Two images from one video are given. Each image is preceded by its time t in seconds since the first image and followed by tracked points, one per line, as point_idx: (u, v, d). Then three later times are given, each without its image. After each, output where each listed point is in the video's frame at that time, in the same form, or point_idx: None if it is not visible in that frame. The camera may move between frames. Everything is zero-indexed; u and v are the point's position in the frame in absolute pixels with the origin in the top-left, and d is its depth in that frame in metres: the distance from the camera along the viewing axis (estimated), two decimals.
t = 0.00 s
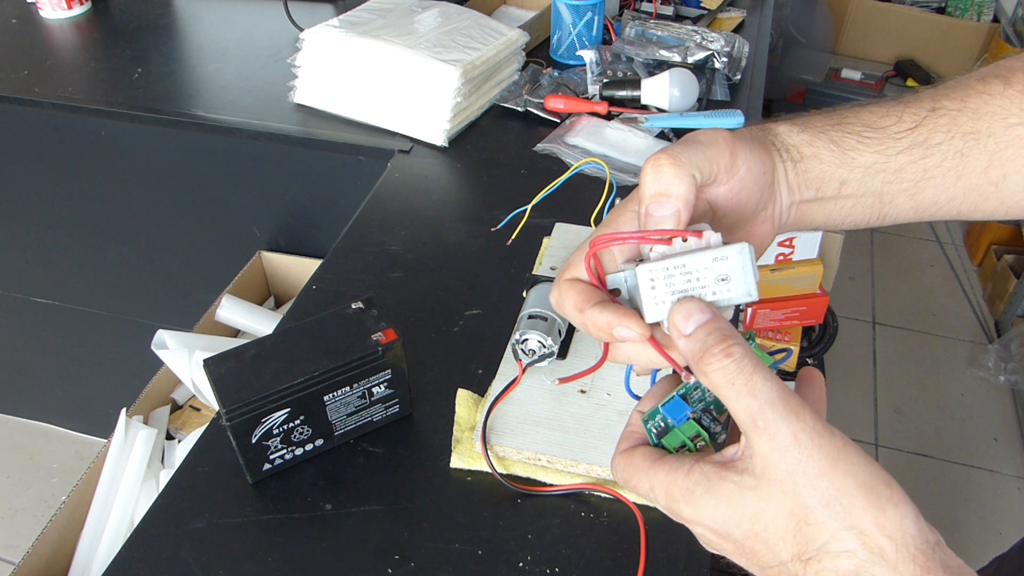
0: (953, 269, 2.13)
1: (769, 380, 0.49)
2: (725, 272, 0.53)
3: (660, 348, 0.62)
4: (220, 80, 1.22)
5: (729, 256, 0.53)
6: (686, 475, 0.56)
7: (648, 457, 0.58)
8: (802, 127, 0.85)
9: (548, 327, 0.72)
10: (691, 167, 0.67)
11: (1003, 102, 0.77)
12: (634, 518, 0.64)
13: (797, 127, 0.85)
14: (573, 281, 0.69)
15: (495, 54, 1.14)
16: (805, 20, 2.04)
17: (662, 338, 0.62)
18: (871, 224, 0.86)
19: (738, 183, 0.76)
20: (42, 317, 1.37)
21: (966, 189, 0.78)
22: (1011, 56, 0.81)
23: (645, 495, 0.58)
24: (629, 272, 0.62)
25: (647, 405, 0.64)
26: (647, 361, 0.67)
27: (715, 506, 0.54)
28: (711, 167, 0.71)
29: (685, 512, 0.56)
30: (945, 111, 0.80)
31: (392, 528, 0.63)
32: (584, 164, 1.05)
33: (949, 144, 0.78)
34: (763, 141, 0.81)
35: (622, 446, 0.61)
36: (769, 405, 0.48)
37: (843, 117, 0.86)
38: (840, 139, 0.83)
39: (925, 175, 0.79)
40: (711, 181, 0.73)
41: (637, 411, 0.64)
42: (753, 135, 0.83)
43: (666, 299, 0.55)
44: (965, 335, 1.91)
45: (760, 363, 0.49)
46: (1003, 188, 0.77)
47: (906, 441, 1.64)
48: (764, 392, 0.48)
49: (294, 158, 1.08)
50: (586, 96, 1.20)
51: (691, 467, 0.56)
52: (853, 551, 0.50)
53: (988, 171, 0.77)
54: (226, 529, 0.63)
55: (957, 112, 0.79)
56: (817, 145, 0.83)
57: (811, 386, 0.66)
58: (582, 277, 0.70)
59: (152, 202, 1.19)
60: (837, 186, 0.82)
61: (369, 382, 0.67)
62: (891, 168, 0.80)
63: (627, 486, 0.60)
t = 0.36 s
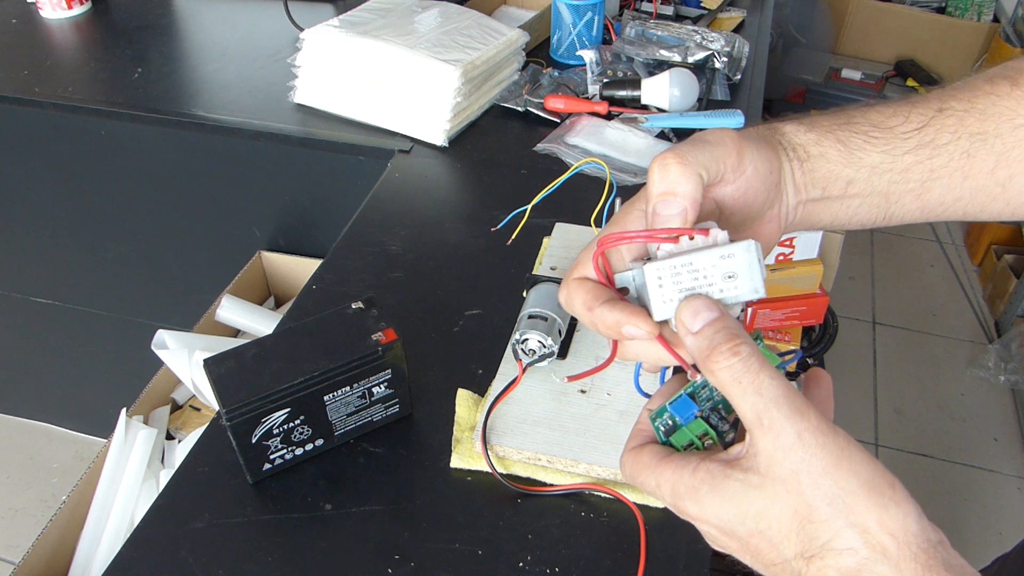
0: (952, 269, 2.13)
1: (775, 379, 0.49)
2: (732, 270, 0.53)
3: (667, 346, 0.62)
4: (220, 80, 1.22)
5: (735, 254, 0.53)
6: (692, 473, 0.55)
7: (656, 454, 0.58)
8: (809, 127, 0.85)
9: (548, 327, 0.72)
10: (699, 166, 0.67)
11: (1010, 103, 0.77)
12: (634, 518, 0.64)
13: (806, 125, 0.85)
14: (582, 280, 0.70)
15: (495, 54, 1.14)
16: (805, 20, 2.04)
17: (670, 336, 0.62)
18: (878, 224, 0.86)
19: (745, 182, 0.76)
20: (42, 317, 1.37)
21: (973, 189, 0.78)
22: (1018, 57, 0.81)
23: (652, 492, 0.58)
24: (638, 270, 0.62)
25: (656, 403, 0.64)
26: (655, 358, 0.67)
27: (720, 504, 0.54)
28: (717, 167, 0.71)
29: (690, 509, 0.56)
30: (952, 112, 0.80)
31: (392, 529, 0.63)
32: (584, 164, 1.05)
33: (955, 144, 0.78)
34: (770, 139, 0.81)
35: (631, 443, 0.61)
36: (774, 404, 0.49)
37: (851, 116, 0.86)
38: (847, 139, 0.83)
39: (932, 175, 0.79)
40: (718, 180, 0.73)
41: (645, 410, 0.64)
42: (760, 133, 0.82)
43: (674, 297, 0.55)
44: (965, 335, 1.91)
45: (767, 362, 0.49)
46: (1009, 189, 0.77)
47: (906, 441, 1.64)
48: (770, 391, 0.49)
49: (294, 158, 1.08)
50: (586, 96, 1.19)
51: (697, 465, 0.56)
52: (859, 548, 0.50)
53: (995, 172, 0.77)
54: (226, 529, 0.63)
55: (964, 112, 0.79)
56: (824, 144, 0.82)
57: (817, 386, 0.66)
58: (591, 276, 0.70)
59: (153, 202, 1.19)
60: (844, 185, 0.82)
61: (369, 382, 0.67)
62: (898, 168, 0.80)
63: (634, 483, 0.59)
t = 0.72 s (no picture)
0: (952, 269, 2.13)
1: (772, 385, 0.49)
2: (731, 267, 0.53)
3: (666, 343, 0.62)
4: (220, 80, 1.22)
5: (734, 250, 0.53)
6: (693, 479, 0.56)
7: (658, 458, 0.58)
8: (810, 126, 0.85)
9: (548, 327, 0.72)
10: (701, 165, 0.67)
11: (1011, 103, 0.77)
12: (634, 518, 0.64)
13: (807, 125, 0.85)
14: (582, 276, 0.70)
15: (495, 54, 1.14)
16: (806, 20, 2.04)
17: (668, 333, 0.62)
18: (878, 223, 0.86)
19: (746, 180, 0.76)
20: (42, 317, 1.37)
21: (973, 189, 0.78)
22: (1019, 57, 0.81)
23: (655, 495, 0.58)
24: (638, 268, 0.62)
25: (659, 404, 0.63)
26: (654, 354, 0.67)
27: (720, 508, 0.54)
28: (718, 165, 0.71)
29: (691, 512, 0.56)
30: (953, 111, 0.80)
31: (392, 529, 0.63)
32: (584, 164, 1.05)
33: (956, 143, 0.78)
34: (770, 138, 0.81)
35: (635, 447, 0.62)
36: (770, 410, 0.48)
37: (852, 116, 0.86)
38: (847, 138, 0.83)
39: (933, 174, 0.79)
40: (718, 179, 0.73)
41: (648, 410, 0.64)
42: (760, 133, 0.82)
43: (673, 293, 0.55)
44: (965, 335, 1.91)
45: (766, 369, 0.49)
46: (1010, 189, 0.77)
47: (906, 441, 1.64)
48: (767, 397, 0.48)
49: (294, 158, 1.08)
50: (586, 96, 1.19)
51: (698, 470, 0.56)
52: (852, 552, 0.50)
53: (995, 171, 0.77)
54: (226, 529, 0.63)
55: (965, 112, 0.79)
56: (825, 143, 0.82)
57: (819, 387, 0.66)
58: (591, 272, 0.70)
59: (153, 202, 1.19)
60: (845, 184, 0.82)
61: (369, 382, 0.67)
62: (899, 167, 0.80)
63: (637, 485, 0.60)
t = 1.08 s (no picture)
0: (953, 269, 2.13)
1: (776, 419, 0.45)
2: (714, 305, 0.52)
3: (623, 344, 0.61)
4: (221, 80, 1.22)
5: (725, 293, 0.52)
6: (703, 509, 0.52)
7: (663, 486, 0.55)
8: (822, 123, 0.81)
9: (548, 327, 0.72)
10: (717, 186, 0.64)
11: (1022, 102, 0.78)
12: (634, 518, 0.64)
13: (821, 124, 0.81)
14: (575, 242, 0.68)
15: (495, 54, 1.14)
16: (805, 20, 2.04)
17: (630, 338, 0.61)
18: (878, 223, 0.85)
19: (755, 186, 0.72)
20: (42, 317, 1.37)
21: (982, 188, 0.79)
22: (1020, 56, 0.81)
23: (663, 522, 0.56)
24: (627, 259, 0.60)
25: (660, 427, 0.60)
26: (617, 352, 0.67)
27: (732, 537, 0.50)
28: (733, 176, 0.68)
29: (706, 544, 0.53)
30: (964, 110, 0.80)
31: (391, 529, 0.63)
32: (584, 164, 1.05)
33: (967, 143, 0.78)
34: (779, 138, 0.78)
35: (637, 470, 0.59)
36: (771, 442, 0.44)
37: (865, 113, 0.84)
38: (861, 136, 0.80)
39: (941, 175, 0.79)
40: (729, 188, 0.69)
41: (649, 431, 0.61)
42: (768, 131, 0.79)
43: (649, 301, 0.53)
44: (965, 335, 1.91)
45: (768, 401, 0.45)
46: (1018, 188, 0.78)
47: (906, 441, 1.64)
48: (770, 431, 0.44)
49: (294, 158, 1.08)
50: (586, 96, 1.19)
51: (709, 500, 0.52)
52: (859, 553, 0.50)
53: (1004, 171, 0.78)
54: (226, 529, 0.63)
55: (976, 111, 0.79)
56: (837, 142, 0.79)
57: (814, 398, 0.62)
58: (586, 239, 0.69)
59: (153, 202, 1.19)
60: (855, 184, 0.79)
61: (369, 382, 0.67)
62: (910, 166, 0.79)
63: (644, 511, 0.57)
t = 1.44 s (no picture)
0: (953, 269, 2.13)
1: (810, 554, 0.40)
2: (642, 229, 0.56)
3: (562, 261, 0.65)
4: (220, 80, 1.22)
5: (654, 218, 0.57)
6: None
7: None
8: (837, 133, 0.82)
9: (548, 327, 0.72)
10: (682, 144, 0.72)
11: None
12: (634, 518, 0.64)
13: (835, 134, 0.82)
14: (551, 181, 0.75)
15: (495, 54, 1.14)
16: (805, 20, 2.04)
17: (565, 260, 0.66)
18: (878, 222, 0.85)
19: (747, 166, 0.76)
20: (42, 317, 1.37)
21: (1003, 200, 0.74)
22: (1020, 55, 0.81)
23: None
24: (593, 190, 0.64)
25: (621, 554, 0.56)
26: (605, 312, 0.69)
27: None
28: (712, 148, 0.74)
29: None
30: (979, 121, 0.76)
31: (391, 529, 0.63)
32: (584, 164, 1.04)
33: (983, 152, 0.74)
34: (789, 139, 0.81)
35: None
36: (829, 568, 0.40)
37: (880, 125, 0.82)
38: (876, 143, 0.79)
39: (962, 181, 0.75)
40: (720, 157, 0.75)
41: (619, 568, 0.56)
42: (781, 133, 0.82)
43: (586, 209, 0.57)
44: (965, 335, 1.91)
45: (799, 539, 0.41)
46: None
47: (906, 442, 1.64)
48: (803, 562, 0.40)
49: (294, 157, 1.08)
50: (586, 96, 1.19)
51: None
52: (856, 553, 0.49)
53: None
54: (226, 529, 0.63)
55: (991, 122, 0.75)
56: (850, 149, 0.80)
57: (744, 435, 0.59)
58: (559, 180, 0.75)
59: (153, 202, 1.19)
60: (869, 191, 0.79)
61: (369, 382, 0.67)
62: (926, 173, 0.77)
63: None
